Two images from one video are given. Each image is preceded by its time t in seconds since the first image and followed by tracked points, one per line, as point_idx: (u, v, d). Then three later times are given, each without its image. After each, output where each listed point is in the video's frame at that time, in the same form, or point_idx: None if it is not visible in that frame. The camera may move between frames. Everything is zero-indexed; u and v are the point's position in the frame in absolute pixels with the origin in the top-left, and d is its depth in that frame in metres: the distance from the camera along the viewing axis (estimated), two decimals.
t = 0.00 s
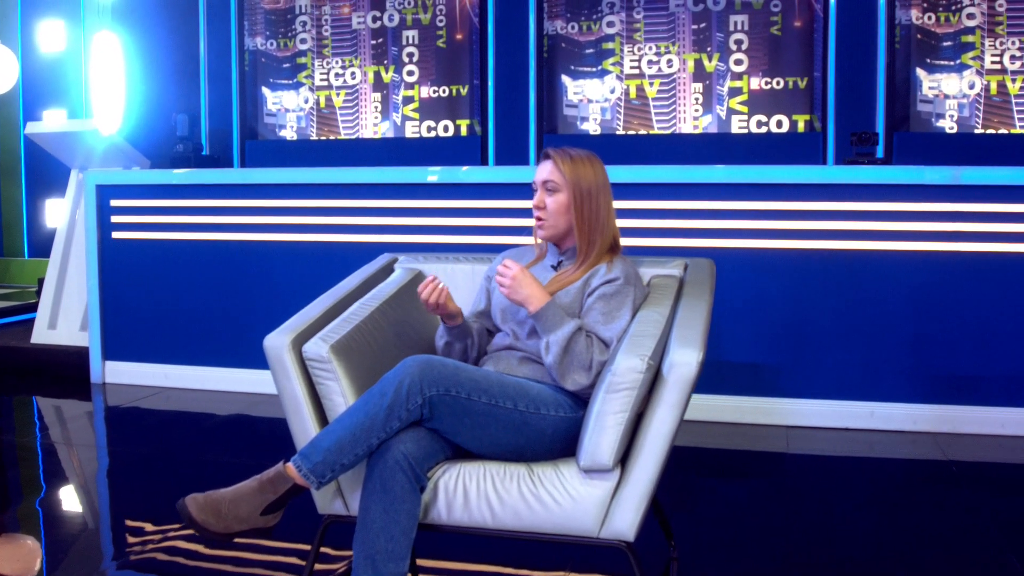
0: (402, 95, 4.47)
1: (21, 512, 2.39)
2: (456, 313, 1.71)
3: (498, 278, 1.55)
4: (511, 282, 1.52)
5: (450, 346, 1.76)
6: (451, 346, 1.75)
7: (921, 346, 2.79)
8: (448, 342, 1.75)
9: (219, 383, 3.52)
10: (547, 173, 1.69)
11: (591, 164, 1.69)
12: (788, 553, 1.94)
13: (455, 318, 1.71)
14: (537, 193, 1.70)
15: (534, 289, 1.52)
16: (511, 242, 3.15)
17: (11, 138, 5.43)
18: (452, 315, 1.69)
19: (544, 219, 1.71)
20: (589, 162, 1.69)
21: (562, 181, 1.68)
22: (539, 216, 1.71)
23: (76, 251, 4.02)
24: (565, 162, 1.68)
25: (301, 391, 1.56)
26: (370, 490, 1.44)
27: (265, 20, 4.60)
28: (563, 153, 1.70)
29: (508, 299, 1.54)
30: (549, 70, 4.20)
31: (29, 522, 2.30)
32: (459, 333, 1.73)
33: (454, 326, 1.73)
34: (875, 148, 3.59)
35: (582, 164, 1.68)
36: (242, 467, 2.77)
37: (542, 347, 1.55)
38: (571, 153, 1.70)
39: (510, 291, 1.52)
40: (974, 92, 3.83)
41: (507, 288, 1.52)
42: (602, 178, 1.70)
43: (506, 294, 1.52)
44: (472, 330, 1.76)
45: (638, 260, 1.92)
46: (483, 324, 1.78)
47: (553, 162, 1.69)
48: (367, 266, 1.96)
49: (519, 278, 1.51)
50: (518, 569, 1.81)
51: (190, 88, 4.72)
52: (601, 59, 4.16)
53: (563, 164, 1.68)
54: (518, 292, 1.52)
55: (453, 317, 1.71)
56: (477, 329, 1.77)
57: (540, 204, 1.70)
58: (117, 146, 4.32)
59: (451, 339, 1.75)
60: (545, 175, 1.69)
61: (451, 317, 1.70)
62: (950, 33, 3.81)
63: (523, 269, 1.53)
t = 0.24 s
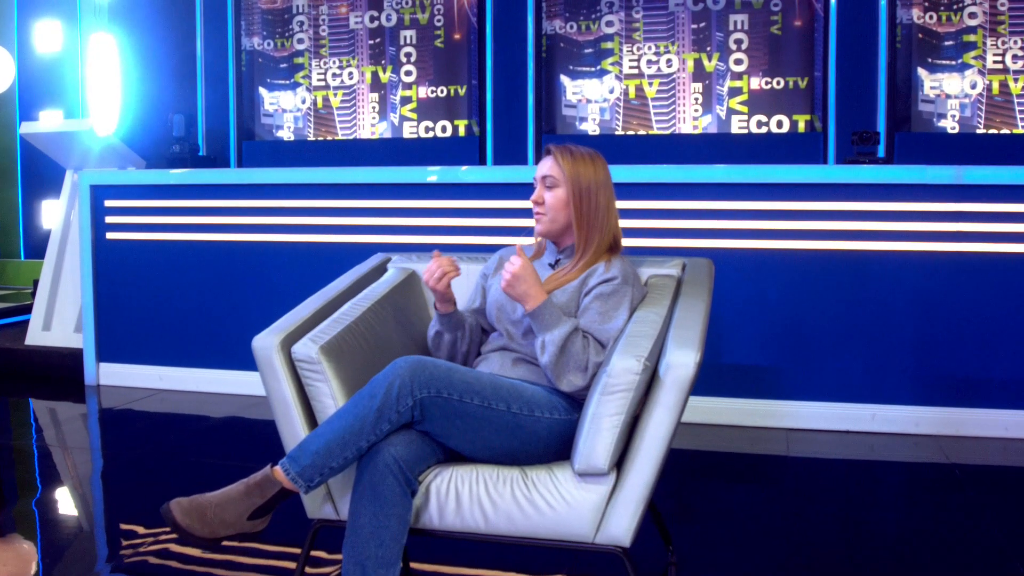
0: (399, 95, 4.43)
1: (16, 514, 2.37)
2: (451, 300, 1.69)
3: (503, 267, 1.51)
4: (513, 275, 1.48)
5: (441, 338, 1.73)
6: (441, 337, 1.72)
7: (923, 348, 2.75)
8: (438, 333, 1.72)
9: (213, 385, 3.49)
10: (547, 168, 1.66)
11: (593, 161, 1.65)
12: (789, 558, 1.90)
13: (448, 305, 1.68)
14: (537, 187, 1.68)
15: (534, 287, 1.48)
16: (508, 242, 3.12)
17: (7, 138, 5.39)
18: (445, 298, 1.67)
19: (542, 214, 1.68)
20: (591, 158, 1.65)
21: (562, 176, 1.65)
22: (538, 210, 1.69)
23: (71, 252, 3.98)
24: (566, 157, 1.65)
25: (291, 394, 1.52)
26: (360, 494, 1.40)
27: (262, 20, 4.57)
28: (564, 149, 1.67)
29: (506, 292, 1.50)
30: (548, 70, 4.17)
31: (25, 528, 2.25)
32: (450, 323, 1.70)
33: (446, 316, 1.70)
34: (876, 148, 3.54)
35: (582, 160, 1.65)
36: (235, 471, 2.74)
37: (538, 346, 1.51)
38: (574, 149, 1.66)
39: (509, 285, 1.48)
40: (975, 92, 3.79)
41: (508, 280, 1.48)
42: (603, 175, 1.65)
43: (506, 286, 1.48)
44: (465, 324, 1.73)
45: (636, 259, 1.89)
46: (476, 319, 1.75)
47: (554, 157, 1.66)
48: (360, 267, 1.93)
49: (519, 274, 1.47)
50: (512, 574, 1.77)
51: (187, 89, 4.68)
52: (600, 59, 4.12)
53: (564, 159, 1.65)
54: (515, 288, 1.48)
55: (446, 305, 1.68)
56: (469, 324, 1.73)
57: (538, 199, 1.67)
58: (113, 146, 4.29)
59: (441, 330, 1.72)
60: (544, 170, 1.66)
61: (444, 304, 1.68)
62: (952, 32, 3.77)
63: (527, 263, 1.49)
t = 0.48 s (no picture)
0: (400, 95, 4.39)
1: (15, 515, 2.34)
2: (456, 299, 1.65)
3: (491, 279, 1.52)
4: (502, 281, 1.48)
5: (440, 333, 1.70)
6: (440, 333, 1.69)
7: (928, 350, 2.71)
8: (439, 327, 1.69)
9: (211, 387, 3.46)
10: (543, 166, 1.63)
11: (590, 158, 1.62)
12: (791, 562, 1.87)
13: (451, 302, 1.65)
14: (533, 185, 1.64)
15: (524, 287, 1.48)
16: (508, 243, 3.08)
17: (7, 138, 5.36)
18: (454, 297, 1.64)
19: (538, 213, 1.64)
20: (588, 155, 1.63)
21: (558, 173, 1.62)
22: (534, 210, 1.65)
23: (68, 253, 3.95)
24: (562, 153, 1.62)
25: (282, 395, 1.49)
26: (352, 498, 1.37)
27: (262, 19, 4.53)
28: (560, 146, 1.64)
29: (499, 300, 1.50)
30: (550, 70, 4.12)
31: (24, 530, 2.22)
32: (453, 322, 1.67)
33: (449, 313, 1.67)
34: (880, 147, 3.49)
35: (579, 156, 1.62)
36: (231, 473, 2.71)
37: (534, 347, 1.48)
38: (569, 146, 1.64)
39: (500, 290, 1.48)
40: (981, 91, 3.74)
41: (497, 286, 1.48)
42: (601, 172, 1.63)
43: (497, 293, 1.48)
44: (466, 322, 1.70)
45: (636, 259, 1.85)
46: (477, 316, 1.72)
47: (550, 154, 1.63)
48: (355, 266, 1.89)
49: (507, 277, 1.48)
50: None
51: (185, 89, 4.65)
52: (602, 59, 4.08)
53: (560, 156, 1.62)
54: (506, 291, 1.48)
55: (451, 302, 1.65)
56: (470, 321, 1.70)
57: (534, 198, 1.64)
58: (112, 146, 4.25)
59: (442, 325, 1.69)
60: (541, 167, 1.63)
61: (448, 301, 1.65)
62: (957, 31, 3.71)
63: (513, 269, 1.50)
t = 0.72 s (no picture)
0: (403, 94, 4.36)
1: (17, 515, 2.32)
2: (460, 311, 1.60)
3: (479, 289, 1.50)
4: (493, 287, 1.46)
5: (443, 340, 1.66)
6: (444, 341, 1.65)
7: (937, 351, 2.67)
8: (442, 335, 1.64)
9: (212, 388, 3.43)
10: (542, 164, 1.59)
11: (589, 155, 1.59)
12: (797, 566, 1.83)
13: (456, 314, 1.60)
14: (532, 185, 1.61)
15: (515, 292, 1.46)
16: (510, 243, 3.05)
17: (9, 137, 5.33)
18: (457, 310, 1.59)
19: (539, 213, 1.61)
20: (586, 152, 1.59)
21: (558, 172, 1.58)
22: (534, 210, 1.61)
23: (69, 253, 3.92)
24: (561, 151, 1.58)
25: (276, 396, 1.46)
26: (346, 502, 1.34)
27: (265, 19, 4.49)
28: (559, 143, 1.60)
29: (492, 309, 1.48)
30: (555, 69, 4.02)
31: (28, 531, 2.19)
32: (457, 331, 1.63)
33: (454, 323, 1.62)
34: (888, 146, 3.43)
35: (578, 154, 1.58)
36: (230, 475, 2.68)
37: (529, 352, 1.45)
38: (568, 143, 1.60)
39: (491, 297, 1.46)
40: (989, 90, 3.67)
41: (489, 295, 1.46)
42: (601, 170, 1.59)
43: (490, 302, 1.46)
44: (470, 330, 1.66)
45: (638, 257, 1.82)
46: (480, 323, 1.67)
47: (549, 152, 1.60)
48: (353, 266, 1.86)
49: (497, 284, 1.46)
50: None
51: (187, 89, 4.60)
52: (607, 58, 4.01)
53: (559, 155, 1.58)
54: (499, 298, 1.46)
55: (455, 313, 1.60)
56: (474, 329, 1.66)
57: (534, 198, 1.60)
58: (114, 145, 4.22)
59: (445, 333, 1.64)
60: (539, 166, 1.59)
61: (451, 313, 1.59)
62: (965, 29, 3.64)
63: (502, 276, 1.48)
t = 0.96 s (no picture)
0: (408, 94, 4.26)
1: (20, 515, 2.30)
2: (461, 313, 1.56)
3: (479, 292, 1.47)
4: (492, 288, 1.44)
5: (443, 342, 1.62)
6: (443, 343, 1.61)
7: (946, 353, 2.62)
8: (441, 338, 1.60)
9: (214, 389, 3.40)
10: (541, 164, 1.56)
11: (588, 153, 1.56)
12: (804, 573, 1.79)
13: (456, 316, 1.56)
14: (531, 185, 1.57)
15: (514, 292, 1.43)
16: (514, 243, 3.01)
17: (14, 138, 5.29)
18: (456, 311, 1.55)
19: (539, 214, 1.58)
20: (585, 150, 1.56)
21: (557, 172, 1.55)
22: (533, 211, 1.58)
23: (71, 253, 3.89)
24: (560, 150, 1.55)
25: (271, 398, 1.43)
26: (341, 506, 1.30)
27: (269, 18, 4.41)
28: (557, 141, 1.57)
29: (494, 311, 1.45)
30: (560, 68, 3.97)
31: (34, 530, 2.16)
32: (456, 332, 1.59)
33: (453, 325, 1.58)
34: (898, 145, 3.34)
35: (578, 153, 1.55)
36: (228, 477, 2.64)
37: (529, 353, 1.42)
38: (566, 141, 1.57)
39: (491, 298, 1.44)
40: (999, 88, 3.55)
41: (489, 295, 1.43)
42: (601, 168, 1.56)
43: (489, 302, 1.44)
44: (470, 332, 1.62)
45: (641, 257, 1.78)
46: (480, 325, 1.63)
47: (547, 151, 1.56)
48: (352, 265, 1.83)
49: (497, 284, 1.44)
50: None
51: (190, 85, 4.56)
52: (613, 56, 3.92)
53: (558, 154, 1.55)
54: (499, 298, 1.43)
55: (454, 315, 1.56)
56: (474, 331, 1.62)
57: (533, 199, 1.57)
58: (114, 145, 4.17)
59: (445, 335, 1.60)
60: (538, 165, 1.56)
61: (451, 314, 1.55)
62: (975, 27, 3.53)
63: (501, 277, 1.45)
